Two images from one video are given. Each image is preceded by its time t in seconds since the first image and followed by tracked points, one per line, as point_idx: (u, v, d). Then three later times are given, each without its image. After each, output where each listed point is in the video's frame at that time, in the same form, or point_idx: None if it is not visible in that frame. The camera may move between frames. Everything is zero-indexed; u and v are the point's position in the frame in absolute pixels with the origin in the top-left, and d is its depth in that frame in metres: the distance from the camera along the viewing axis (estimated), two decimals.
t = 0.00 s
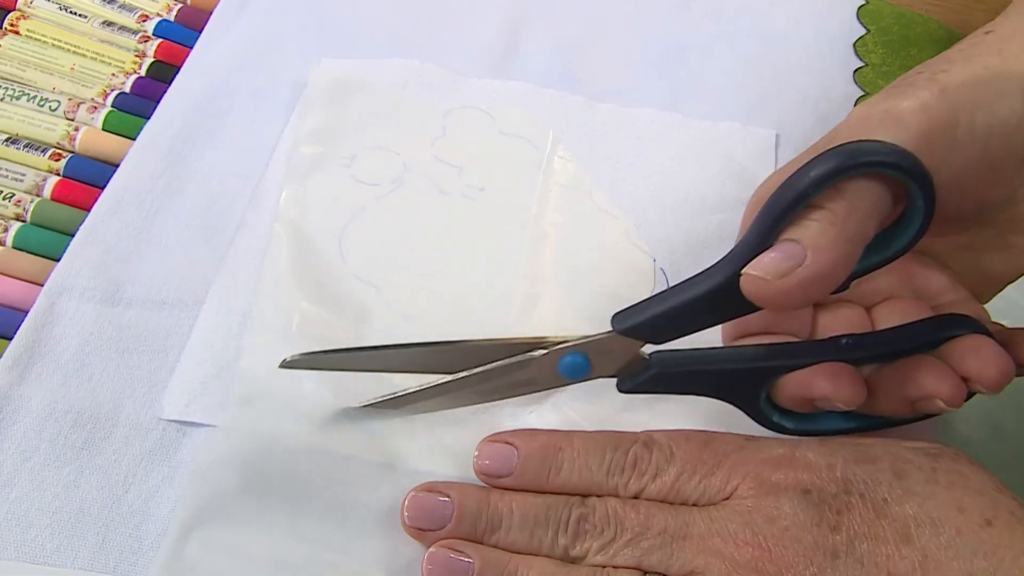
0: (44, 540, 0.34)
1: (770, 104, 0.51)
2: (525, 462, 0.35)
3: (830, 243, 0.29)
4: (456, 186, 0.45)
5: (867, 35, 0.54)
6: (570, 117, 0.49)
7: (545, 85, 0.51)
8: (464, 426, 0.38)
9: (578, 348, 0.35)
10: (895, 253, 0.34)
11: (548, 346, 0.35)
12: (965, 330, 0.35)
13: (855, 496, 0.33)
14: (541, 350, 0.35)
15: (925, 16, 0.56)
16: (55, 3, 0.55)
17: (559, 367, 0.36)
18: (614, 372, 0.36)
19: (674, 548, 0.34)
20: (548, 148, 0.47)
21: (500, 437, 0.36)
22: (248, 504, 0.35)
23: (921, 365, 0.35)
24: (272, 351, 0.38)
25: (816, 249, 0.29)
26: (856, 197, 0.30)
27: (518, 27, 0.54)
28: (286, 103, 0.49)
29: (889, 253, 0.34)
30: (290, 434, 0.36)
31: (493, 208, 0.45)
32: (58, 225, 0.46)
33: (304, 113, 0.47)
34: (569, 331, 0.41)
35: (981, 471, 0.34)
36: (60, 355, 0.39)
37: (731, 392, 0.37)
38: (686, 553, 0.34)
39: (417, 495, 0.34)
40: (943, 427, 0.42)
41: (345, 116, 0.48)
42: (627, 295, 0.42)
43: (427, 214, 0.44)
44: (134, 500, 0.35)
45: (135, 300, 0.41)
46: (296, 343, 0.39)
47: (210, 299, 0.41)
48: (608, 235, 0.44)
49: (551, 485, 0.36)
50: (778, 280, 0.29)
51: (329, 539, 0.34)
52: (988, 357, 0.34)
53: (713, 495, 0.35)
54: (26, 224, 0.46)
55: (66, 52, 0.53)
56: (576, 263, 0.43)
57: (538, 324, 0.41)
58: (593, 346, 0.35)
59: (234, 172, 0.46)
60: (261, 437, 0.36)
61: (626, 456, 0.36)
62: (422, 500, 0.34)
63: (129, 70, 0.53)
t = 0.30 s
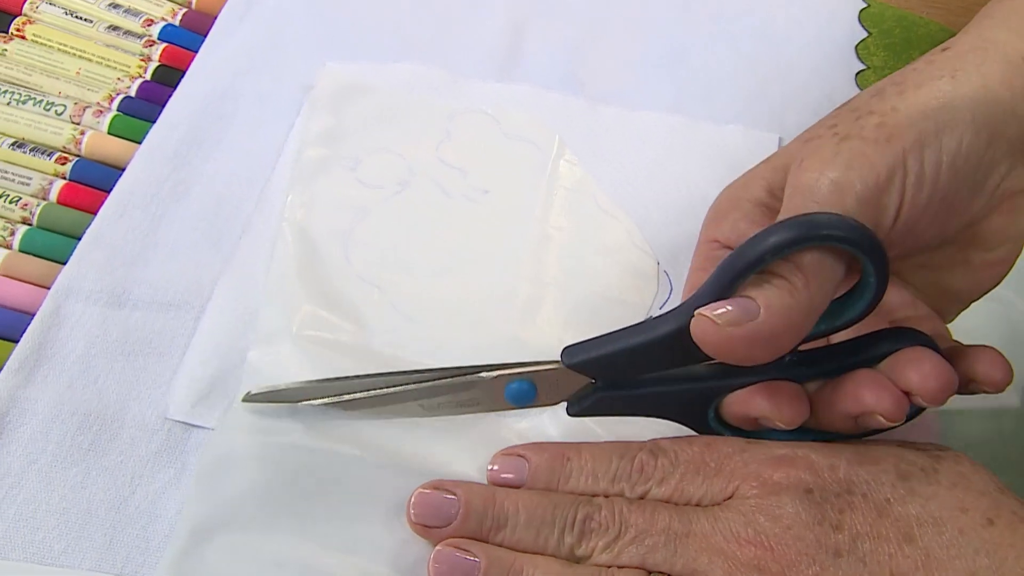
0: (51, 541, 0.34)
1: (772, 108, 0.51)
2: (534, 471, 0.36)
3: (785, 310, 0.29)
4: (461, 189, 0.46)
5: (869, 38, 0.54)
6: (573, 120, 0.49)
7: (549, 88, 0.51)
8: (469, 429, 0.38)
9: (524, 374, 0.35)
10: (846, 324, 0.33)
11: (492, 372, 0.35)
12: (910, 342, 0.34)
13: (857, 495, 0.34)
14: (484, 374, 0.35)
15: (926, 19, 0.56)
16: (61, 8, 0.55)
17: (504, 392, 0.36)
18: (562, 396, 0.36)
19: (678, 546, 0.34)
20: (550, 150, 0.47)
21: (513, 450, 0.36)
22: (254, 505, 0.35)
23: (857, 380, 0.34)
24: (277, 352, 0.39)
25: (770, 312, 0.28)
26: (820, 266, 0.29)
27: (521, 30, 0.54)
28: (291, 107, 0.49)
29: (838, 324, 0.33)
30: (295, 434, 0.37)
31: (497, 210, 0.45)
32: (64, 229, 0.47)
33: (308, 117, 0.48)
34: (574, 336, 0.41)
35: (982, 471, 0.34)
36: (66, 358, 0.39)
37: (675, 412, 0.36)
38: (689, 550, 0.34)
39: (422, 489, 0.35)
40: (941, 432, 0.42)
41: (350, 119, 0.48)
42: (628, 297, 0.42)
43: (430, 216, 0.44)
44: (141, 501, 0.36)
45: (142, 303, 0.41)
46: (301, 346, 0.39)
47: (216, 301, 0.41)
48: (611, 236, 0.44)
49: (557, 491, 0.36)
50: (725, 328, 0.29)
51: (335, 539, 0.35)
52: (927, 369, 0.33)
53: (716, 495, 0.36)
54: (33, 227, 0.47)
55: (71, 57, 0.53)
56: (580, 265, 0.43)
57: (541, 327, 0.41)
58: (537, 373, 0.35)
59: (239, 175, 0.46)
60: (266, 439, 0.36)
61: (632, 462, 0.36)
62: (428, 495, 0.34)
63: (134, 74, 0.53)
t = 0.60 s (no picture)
0: (61, 547, 0.35)
1: (776, 113, 0.51)
2: (544, 475, 0.36)
3: (759, 297, 0.29)
4: (467, 195, 0.46)
5: (873, 43, 0.54)
6: (579, 126, 0.49)
7: (555, 94, 0.51)
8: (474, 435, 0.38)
9: (502, 369, 0.37)
10: (824, 310, 0.34)
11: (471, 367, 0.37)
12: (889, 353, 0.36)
13: (865, 501, 0.34)
14: (465, 367, 0.37)
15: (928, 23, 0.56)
16: (69, 18, 0.55)
17: (484, 387, 0.37)
18: (544, 392, 0.37)
19: (686, 550, 0.34)
20: (555, 157, 0.47)
21: (521, 456, 0.37)
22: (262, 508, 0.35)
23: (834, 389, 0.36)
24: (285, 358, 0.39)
25: (746, 297, 0.29)
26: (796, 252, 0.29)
27: (527, 37, 0.54)
28: (297, 115, 0.49)
29: (816, 312, 0.33)
30: (302, 441, 0.37)
31: (504, 217, 0.45)
32: (73, 237, 0.47)
33: (317, 122, 0.48)
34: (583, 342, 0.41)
35: (990, 477, 0.34)
36: (75, 365, 0.39)
37: (660, 414, 0.37)
38: (697, 555, 0.34)
39: (430, 494, 0.35)
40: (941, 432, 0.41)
41: (357, 124, 0.48)
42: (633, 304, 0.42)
43: (436, 223, 0.45)
44: (150, 507, 0.36)
45: (150, 310, 0.41)
46: (308, 350, 0.39)
47: (224, 307, 0.41)
48: (617, 242, 0.44)
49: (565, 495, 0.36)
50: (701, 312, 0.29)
51: (344, 545, 0.35)
52: (904, 383, 0.34)
53: (724, 501, 0.35)
54: (41, 236, 0.47)
55: (79, 66, 0.53)
56: (586, 271, 0.43)
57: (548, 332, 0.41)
58: (514, 367, 0.37)
59: (246, 184, 0.46)
60: (271, 443, 0.36)
61: (640, 468, 0.37)
62: (437, 499, 0.35)
63: (141, 82, 0.53)
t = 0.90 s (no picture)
0: (76, 553, 0.35)
1: (790, 124, 0.51)
2: (547, 461, 0.36)
3: (868, 270, 0.30)
4: (482, 204, 0.46)
5: (886, 54, 0.54)
6: (594, 135, 0.49)
7: (569, 102, 0.51)
8: (490, 444, 0.38)
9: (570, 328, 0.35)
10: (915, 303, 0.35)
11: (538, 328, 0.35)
12: (964, 324, 0.35)
13: (887, 521, 0.34)
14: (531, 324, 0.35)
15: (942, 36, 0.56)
16: (85, 23, 0.56)
17: (552, 350, 0.35)
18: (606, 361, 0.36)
19: (698, 567, 0.34)
20: (569, 165, 0.47)
21: (525, 436, 0.36)
22: (279, 518, 0.35)
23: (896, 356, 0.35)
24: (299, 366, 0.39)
25: (862, 267, 0.30)
26: (896, 240, 0.30)
27: (541, 45, 0.54)
28: (312, 121, 0.50)
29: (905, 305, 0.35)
30: (317, 449, 0.37)
31: (518, 225, 0.45)
32: (87, 242, 0.47)
33: (333, 129, 0.48)
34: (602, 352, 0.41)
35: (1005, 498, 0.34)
36: (90, 370, 0.39)
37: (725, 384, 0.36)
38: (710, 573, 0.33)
39: (436, 501, 0.34)
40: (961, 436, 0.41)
41: (373, 132, 0.48)
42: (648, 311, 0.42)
43: (451, 230, 0.45)
44: (164, 513, 0.36)
45: (165, 315, 0.41)
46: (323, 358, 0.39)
47: (239, 312, 0.41)
48: (631, 250, 0.44)
49: (569, 491, 0.36)
50: (813, 293, 0.31)
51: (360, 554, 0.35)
52: (987, 345, 0.34)
53: (738, 508, 0.35)
54: (57, 240, 0.47)
55: (94, 70, 0.53)
56: (600, 279, 0.43)
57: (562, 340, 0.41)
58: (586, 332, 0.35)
59: (261, 190, 0.46)
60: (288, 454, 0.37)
61: (648, 461, 0.36)
62: (440, 505, 0.34)
63: (156, 88, 0.53)
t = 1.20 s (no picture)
0: (79, 557, 0.35)
1: (794, 127, 0.51)
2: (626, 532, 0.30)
3: None
4: (485, 209, 0.46)
5: (889, 58, 0.54)
6: (598, 138, 0.49)
7: (572, 107, 0.51)
8: (494, 450, 0.38)
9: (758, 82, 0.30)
10: None
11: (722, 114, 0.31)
12: None
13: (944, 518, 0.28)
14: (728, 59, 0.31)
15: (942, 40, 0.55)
16: (88, 27, 0.56)
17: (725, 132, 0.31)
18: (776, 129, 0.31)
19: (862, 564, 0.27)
20: (573, 170, 0.47)
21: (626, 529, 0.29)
22: (282, 523, 0.35)
23: None
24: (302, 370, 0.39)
25: None
26: None
27: (546, 49, 0.54)
28: (317, 124, 0.49)
29: None
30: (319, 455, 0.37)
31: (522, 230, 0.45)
32: (90, 246, 0.47)
33: (337, 132, 0.48)
34: (604, 355, 0.41)
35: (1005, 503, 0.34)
36: (93, 375, 0.40)
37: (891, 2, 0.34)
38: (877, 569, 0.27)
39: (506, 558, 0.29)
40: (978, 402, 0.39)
41: (377, 136, 0.48)
42: (651, 315, 0.42)
43: (454, 234, 0.45)
44: (167, 518, 0.36)
45: (168, 320, 0.41)
46: (325, 363, 0.39)
47: (242, 317, 0.41)
48: (634, 254, 0.44)
49: (677, 497, 0.30)
50: None
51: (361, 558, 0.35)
52: None
53: (867, 499, 0.29)
54: (59, 244, 0.47)
55: (97, 75, 0.53)
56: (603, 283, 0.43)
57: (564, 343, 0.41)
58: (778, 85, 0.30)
59: (264, 194, 0.46)
60: (291, 459, 0.37)
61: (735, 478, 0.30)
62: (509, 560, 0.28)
63: (159, 92, 0.53)
